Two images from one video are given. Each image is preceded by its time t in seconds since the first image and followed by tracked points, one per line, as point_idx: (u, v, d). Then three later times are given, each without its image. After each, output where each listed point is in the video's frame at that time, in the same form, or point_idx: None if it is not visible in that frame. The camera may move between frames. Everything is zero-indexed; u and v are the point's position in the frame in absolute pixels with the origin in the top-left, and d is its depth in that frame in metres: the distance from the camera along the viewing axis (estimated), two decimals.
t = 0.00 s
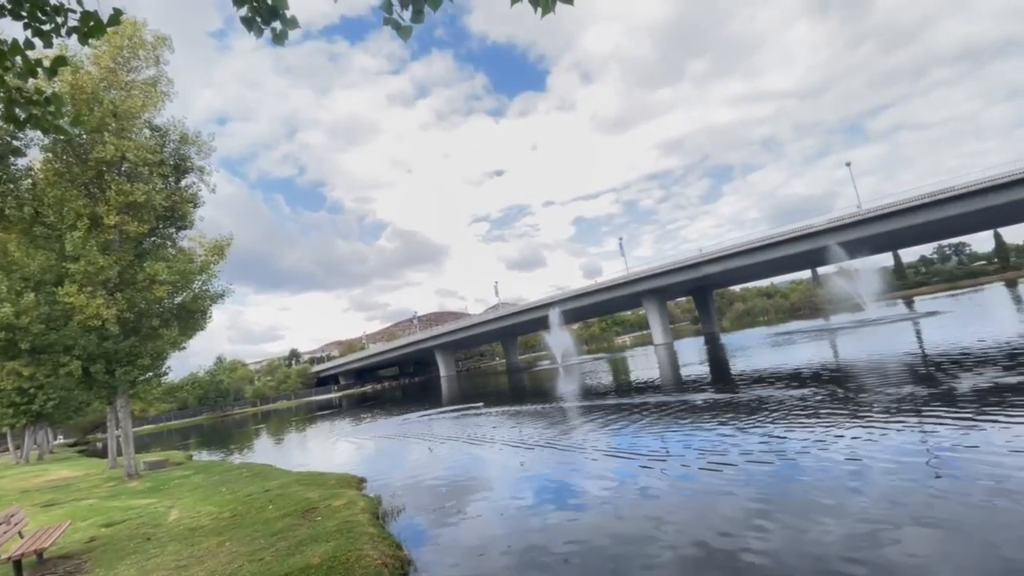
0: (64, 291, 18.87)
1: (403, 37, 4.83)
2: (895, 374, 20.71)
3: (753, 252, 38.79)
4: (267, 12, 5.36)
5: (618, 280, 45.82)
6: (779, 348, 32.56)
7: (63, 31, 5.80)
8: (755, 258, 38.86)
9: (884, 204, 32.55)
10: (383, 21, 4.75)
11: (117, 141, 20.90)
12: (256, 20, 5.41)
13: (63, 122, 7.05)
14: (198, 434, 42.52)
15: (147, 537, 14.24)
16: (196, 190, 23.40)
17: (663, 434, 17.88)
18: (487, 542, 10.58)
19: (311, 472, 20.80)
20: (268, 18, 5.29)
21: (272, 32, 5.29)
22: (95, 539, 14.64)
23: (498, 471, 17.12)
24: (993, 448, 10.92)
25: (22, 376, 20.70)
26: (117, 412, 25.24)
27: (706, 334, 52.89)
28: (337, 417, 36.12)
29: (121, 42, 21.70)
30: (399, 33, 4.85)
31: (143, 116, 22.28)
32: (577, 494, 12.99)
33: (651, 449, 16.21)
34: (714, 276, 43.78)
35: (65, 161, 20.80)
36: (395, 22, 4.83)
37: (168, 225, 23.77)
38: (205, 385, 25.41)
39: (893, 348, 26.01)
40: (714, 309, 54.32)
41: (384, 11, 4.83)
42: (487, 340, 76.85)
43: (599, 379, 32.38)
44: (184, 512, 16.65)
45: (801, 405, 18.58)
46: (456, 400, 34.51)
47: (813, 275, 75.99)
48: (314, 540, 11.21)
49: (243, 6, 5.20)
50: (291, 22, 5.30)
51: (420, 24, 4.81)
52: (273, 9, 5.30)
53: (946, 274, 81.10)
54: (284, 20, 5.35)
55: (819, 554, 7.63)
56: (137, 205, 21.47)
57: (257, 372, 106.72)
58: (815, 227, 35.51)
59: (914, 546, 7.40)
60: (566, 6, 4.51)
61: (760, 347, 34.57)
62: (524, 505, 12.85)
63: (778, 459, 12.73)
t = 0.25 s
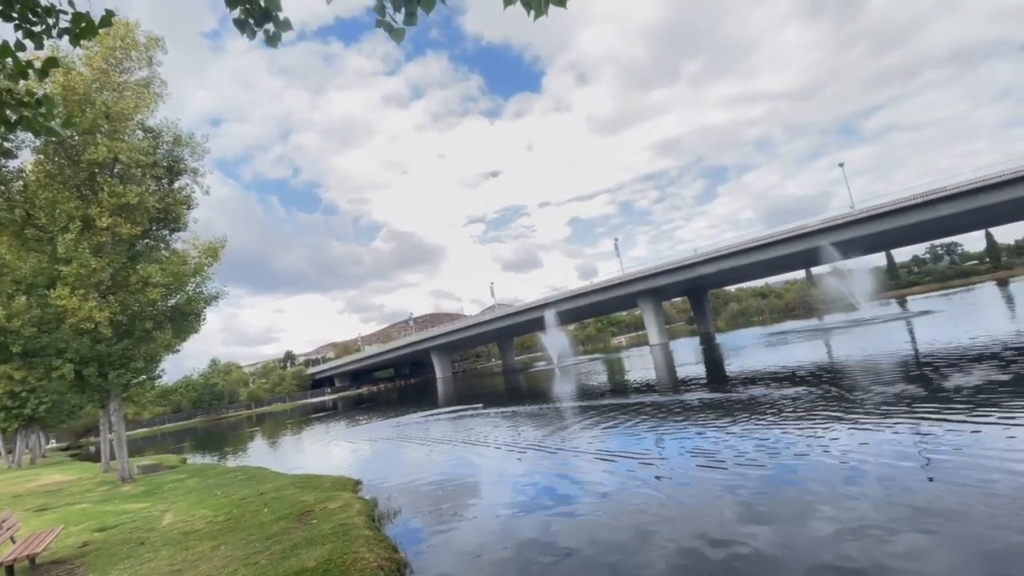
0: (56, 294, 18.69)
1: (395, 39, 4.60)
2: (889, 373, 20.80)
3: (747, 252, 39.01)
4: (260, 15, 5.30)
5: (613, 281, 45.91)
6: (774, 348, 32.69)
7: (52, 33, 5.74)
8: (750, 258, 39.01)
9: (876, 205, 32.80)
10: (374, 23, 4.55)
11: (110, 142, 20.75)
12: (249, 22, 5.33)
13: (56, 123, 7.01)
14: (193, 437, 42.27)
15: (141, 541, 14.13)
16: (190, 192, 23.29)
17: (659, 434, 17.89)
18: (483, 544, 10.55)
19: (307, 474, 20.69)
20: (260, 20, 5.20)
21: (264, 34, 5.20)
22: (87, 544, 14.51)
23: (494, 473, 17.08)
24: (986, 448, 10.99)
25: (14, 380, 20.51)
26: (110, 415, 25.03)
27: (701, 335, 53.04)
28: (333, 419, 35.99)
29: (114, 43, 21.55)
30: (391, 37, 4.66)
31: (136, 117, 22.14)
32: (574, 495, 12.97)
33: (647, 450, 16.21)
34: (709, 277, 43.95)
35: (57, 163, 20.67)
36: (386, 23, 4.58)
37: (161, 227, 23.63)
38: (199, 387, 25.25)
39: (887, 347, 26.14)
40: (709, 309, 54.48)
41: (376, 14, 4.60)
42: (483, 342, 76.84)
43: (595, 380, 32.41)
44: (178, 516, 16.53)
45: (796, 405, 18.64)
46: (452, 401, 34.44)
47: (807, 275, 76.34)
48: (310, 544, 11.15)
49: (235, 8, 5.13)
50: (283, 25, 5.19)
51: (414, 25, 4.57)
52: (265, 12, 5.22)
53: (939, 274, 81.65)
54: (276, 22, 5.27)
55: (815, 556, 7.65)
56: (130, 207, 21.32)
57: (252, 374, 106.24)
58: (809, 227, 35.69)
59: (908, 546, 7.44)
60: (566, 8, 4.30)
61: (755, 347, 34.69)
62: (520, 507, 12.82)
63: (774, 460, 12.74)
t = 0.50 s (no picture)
0: (50, 297, 18.55)
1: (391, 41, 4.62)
2: (886, 373, 20.87)
3: (743, 253, 39.14)
4: (256, 16, 5.29)
5: (611, 281, 45.96)
6: (771, 348, 32.76)
7: (46, 34, 5.71)
8: (746, 259, 39.11)
9: (872, 205, 32.98)
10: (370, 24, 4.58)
11: (105, 144, 20.63)
12: (245, 23, 5.32)
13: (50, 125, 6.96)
14: (190, 440, 42.03)
15: (136, 544, 14.04)
16: (186, 194, 23.21)
17: (657, 435, 17.90)
18: (481, 545, 10.53)
19: (304, 477, 20.60)
20: (256, 22, 5.20)
21: (260, 36, 5.20)
22: (82, 548, 14.39)
23: (492, 474, 17.04)
24: (983, 447, 11.03)
25: (8, 383, 20.36)
26: (105, 418, 24.87)
27: (699, 335, 53.12)
28: (331, 421, 35.87)
29: (109, 45, 21.43)
30: (387, 38, 4.67)
31: (131, 119, 22.05)
32: (571, 496, 12.96)
33: (645, 450, 16.21)
34: (706, 277, 44.05)
35: (52, 164, 20.56)
36: (383, 27, 4.62)
37: (157, 228, 23.52)
38: (196, 390, 25.12)
39: (883, 347, 26.22)
40: (706, 309, 54.58)
41: (372, 16, 4.62)
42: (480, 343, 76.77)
43: (592, 380, 32.41)
44: (174, 519, 16.43)
45: (793, 404, 18.67)
46: (450, 402, 34.36)
47: (803, 276, 76.56)
48: (307, 546, 11.10)
49: (231, 9, 5.12)
50: (279, 27, 5.20)
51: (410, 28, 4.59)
52: (261, 13, 5.21)
53: (934, 274, 82.03)
54: (272, 23, 5.26)
55: (813, 555, 7.65)
56: (126, 209, 21.21)
57: (248, 376, 105.88)
58: (806, 228, 35.80)
59: (905, 545, 7.46)
60: (562, 9, 4.30)
61: (752, 347, 34.77)
62: (518, 508, 12.79)
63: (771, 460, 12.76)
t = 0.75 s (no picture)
0: (47, 299, 18.45)
1: (388, 42, 4.62)
2: (884, 373, 20.88)
3: (741, 253, 39.20)
4: (252, 18, 5.28)
5: (609, 283, 45.99)
6: (769, 349, 32.80)
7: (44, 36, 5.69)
8: (745, 260, 39.15)
9: (869, 206, 33.07)
10: (367, 25, 4.58)
11: (103, 145, 20.56)
12: (242, 25, 5.31)
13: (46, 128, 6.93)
14: (188, 442, 41.92)
15: (133, 548, 13.97)
16: (184, 195, 23.17)
17: (655, 436, 17.89)
18: (479, 548, 10.50)
19: (302, 479, 20.54)
20: (253, 23, 5.20)
21: (258, 37, 5.20)
22: (79, 551, 14.33)
23: (490, 477, 17.01)
24: (981, 448, 11.04)
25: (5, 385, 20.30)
26: (102, 420, 24.78)
27: (697, 336, 53.16)
28: (330, 422, 35.80)
29: (107, 46, 21.37)
30: (383, 40, 4.67)
31: (129, 120, 22.02)
32: (569, 498, 12.94)
33: (644, 452, 16.19)
34: (705, 278, 44.09)
35: (49, 166, 20.53)
36: (380, 28, 4.61)
37: (155, 230, 23.49)
38: (194, 392, 25.04)
39: (881, 347, 26.26)
40: (704, 310, 54.61)
41: (369, 18, 4.61)
42: (479, 344, 76.74)
43: (591, 382, 32.40)
44: (171, 522, 16.37)
45: (792, 405, 18.69)
46: (448, 404, 34.31)
47: (801, 277, 76.69)
48: (305, 549, 11.06)
49: (227, 10, 5.11)
50: (277, 28, 5.19)
51: (407, 29, 4.59)
52: (258, 15, 5.21)
53: (932, 274, 82.22)
54: (269, 25, 5.26)
55: (812, 556, 7.65)
56: (124, 211, 21.16)
57: (247, 377, 105.70)
58: (804, 229, 35.86)
59: (904, 547, 7.45)
60: (558, 11, 4.30)
61: (751, 348, 34.79)
62: (518, 510, 12.75)
63: (769, 461, 12.77)
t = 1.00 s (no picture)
0: (45, 300, 18.37)
1: (386, 44, 4.61)
2: (883, 375, 20.89)
3: (740, 255, 39.24)
4: (250, 20, 5.27)
5: (608, 284, 46.03)
6: (768, 351, 32.80)
7: (44, 38, 5.68)
8: (744, 261, 39.18)
9: (867, 208, 33.13)
10: (365, 27, 4.58)
11: (102, 147, 20.53)
12: (240, 27, 5.30)
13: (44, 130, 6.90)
14: (187, 444, 41.83)
15: (131, 550, 13.91)
16: (182, 197, 23.15)
17: (654, 438, 17.87)
18: (478, 550, 10.47)
19: (300, 481, 20.49)
20: (252, 25, 5.19)
21: (256, 38, 5.20)
22: (76, 554, 14.26)
23: (489, 479, 16.98)
24: (980, 450, 11.02)
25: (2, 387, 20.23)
26: (100, 422, 24.70)
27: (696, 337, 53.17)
28: (329, 424, 35.73)
29: (106, 48, 21.35)
30: (382, 42, 4.67)
31: (128, 122, 22.00)
32: (568, 500, 12.92)
33: (643, 454, 16.17)
34: (704, 279, 44.13)
35: (48, 168, 20.51)
36: (379, 30, 4.61)
37: (153, 232, 23.46)
38: (192, 394, 24.98)
39: (880, 349, 26.28)
40: (703, 311, 54.63)
41: (367, 20, 4.61)
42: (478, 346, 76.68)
43: (590, 383, 32.38)
44: (169, 524, 16.32)
45: (790, 407, 18.69)
46: (448, 406, 34.26)
47: (800, 279, 76.76)
48: (303, 551, 11.03)
49: (226, 12, 5.11)
50: (276, 30, 5.19)
51: (405, 31, 4.58)
52: (257, 17, 5.21)
53: (930, 275, 82.31)
54: (267, 26, 5.25)
55: (811, 558, 7.63)
56: (122, 212, 21.13)
57: (246, 379, 105.52)
58: (802, 230, 35.91)
59: (903, 549, 7.44)
60: (557, 13, 4.28)
61: (749, 350, 34.81)
62: (516, 512, 12.72)
63: (768, 463, 12.75)
